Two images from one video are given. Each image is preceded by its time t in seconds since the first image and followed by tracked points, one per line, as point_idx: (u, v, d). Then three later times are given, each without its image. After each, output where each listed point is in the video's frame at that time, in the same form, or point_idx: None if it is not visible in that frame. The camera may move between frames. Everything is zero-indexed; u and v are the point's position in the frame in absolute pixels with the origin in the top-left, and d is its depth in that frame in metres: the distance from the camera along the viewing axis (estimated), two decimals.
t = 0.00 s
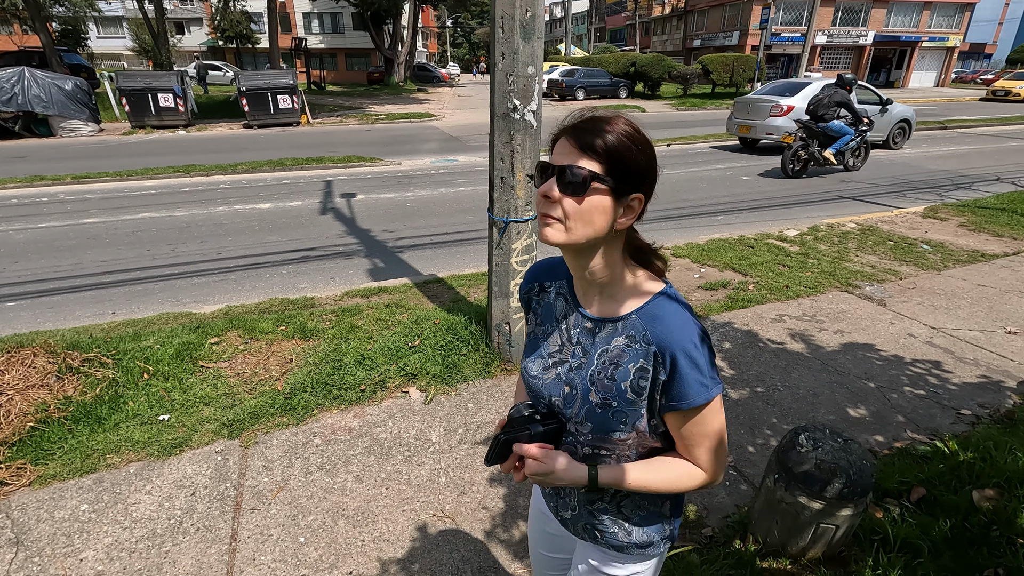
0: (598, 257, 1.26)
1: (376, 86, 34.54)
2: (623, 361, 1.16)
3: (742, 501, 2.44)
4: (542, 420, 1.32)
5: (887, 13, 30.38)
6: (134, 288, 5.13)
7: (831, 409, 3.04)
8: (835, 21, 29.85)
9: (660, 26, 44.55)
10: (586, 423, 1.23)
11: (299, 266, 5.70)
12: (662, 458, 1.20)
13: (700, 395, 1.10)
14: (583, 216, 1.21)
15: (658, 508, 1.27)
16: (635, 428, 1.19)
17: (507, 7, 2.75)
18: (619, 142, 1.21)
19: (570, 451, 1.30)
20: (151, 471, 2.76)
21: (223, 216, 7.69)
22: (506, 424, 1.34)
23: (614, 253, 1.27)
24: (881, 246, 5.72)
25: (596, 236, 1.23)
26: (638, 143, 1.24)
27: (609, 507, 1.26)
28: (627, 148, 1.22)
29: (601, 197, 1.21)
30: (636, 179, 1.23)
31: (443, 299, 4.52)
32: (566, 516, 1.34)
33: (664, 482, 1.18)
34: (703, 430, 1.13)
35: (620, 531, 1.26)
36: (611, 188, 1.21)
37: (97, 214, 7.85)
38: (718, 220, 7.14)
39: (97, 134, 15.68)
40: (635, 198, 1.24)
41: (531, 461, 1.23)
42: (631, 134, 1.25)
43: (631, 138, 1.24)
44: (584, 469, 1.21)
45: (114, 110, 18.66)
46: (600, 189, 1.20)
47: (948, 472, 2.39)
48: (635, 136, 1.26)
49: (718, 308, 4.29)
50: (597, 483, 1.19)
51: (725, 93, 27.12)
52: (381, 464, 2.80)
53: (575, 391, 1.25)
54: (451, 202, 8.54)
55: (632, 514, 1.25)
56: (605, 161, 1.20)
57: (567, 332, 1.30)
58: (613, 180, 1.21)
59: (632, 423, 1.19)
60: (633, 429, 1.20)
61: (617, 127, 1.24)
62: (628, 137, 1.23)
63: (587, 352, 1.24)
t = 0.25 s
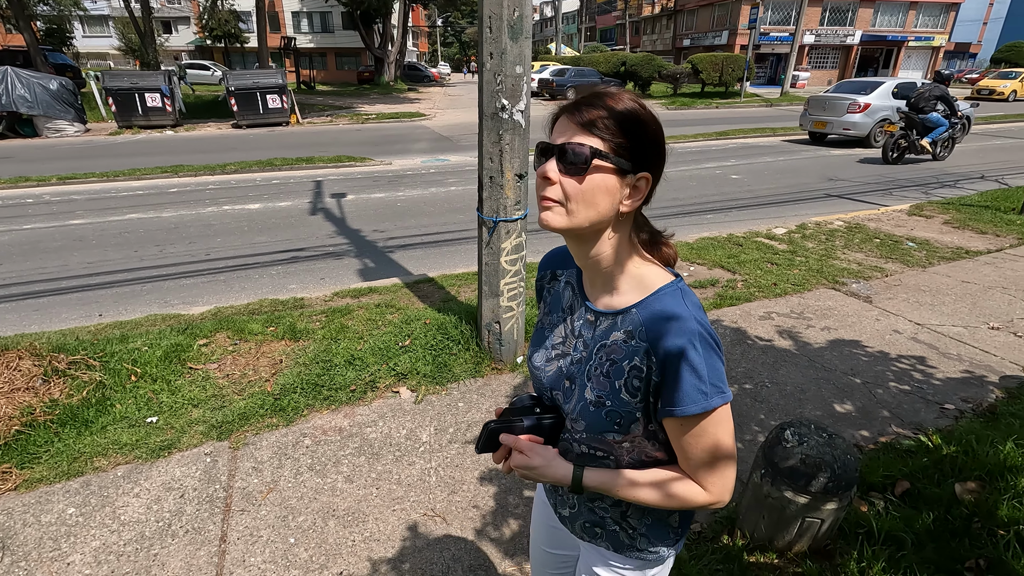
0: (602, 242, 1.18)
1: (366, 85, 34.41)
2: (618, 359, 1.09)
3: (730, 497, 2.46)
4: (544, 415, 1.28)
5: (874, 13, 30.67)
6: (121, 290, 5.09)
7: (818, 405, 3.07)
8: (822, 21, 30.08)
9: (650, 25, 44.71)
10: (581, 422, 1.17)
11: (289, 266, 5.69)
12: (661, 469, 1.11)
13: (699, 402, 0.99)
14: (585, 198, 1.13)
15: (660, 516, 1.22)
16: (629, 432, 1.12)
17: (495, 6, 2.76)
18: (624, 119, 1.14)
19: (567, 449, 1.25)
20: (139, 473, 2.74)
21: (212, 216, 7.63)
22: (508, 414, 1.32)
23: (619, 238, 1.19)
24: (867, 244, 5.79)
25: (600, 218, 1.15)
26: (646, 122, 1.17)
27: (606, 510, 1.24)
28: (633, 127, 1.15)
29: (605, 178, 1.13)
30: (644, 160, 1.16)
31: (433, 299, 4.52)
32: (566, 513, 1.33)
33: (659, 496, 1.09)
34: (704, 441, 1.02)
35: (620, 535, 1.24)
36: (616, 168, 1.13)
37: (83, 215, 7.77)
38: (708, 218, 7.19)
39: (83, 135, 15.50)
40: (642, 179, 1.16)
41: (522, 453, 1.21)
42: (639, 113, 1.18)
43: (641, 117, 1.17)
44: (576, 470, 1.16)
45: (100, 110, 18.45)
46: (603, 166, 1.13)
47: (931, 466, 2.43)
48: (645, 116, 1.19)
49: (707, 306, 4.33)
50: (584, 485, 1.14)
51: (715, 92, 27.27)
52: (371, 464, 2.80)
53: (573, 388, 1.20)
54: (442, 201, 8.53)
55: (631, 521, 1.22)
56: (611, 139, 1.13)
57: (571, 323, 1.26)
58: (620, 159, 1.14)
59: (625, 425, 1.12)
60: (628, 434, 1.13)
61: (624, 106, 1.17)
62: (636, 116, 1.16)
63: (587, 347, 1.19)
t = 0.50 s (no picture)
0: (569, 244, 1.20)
1: (357, 85, 34.26)
2: (581, 365, 1.09)
3: (718, 494, 2.49)
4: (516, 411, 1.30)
5: (861, 13, 30.94)
6: (109, 292, 5.05)
7: (804, 402, 3.11)
8: (811, 21, 30.30)
9: (641, 25, 44.88)
10: (543, 424, 1.18)
11: (279, 267, 5.67)
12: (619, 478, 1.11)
13: (652, 417, 0.98)
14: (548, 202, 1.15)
15: (621, 527, 1.21)
16: (587, 439, 1.12)
17: (481, 8, 2.77)
18: (594, 124, 1.14)
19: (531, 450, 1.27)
20: (127, 477, 2.73)
21: (202, 218, 7.59)
22: (479, 405, 1.35)
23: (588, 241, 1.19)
24: (854, 242, 5.85)
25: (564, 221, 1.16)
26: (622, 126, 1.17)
27: (566, 515, 1.25)
28: (603, 132, 1.14)
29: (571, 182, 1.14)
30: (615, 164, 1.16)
31: (424, 300, 4.53)
32: (530, 511, 1.34)
33: (613, 505, 1.09)
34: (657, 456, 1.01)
35: (578, 540, 1.25)
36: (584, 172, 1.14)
37: (70, 217, 7.69)
38: (697, 218, 7.23)
39: (70, 136, 15.33)
40: (611, 181, 1.15)
41: (480, 448, 1.23)
42: (613, 116, 1.17)
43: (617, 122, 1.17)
44: (535, 469, 1.18)
45: (87, 111, 18.28)
46: (567, 170, 1.14)
47: (914, 461, 2.46)
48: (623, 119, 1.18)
49: (695, 304, 4.36)
50: (539, 486, 1.16)
51: (705, 92, 27.41)
52: (361, 465, 2.81)
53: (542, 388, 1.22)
54: (433, 201, 8.53)
55: (591, 529, 1.23)
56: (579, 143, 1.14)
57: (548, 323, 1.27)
58: (587, 163, 1.14)
59: (584, 432, 1.12)
60: (586, 440, 1.13)
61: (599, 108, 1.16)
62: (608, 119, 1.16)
63: (556, 349, 1.19)
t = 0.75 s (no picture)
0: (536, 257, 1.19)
1: (347, 86, 34.11)
2: (540, 370, 1.08)
3: (706, 492, 2.50)
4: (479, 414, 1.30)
5: (848, 14, 31.23)
6: (94, 295, 4.99)
7: (791, 400, 3.13)
8: (799, 22, 30.54)
9: (631, 26, 45.05)
10: (501, 429, 1.17)
11: (267, 269, 5.64)
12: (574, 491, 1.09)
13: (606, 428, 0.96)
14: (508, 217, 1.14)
15: (565, 545, 1.21)
16: (541, 445, 1.11)
17: (468, 8, 2.75)
18: (555, 138, 1.12)
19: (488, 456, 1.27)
20: (112, 481, 2.70)
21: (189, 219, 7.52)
22: (444, 405, 1.35)
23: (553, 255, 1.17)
24: (841, 241, 5.90)
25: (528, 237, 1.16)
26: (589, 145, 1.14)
27: (513, 527, 1.26)
28: (567, 148, 1.12)
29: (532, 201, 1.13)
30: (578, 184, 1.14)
31: (413, 301, 4.51)
32: (484, 520, 1.36)
33: (564, 515, 1.08)
34: (610, 468, 0.99)
35: (523, 550, 1.27)
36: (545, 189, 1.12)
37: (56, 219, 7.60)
38: (686, 217, 7.27)
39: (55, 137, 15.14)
40: (572, 192, 1.13)
41: (439, 447, 1.22)
42: (576, 130, 1.15)
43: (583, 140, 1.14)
44: (490, 471, 1.17)
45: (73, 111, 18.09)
46: (525, 186, 1.12)
47: (899, 457, 2.48)
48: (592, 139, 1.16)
49: (685, 304, 4.38)
50: (489, 490, 1.16)
51: (695, 92, 27.55)
52: (350, 467, 2.79)
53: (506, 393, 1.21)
54: (424, 202, 8.51)
55: (536, 542, 1.24)
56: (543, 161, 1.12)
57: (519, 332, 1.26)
58: (546, 176, 1.12)
59: (538, 438, 1.11)
60: (540, 448, 1.12)
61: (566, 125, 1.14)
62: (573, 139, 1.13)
63: (522, 354, 1.18)
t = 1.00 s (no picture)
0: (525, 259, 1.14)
1: (336, 87, 33.94)
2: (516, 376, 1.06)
3: (696, 491, 2.50)
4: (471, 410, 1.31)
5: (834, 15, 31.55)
6: (79, 299, 4.93)
7: (781, 398, 3.15)
8: (786, 23, 30.79)
9: (620, 27, 45.26)
10: (478, 427, 1.18)
11: (256, 271, 5.59)
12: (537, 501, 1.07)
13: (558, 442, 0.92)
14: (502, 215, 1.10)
15: (533, 559, 1.21)
16: (511, 450, 1.09)
17: (455, 9, 2.75)
18: (561, 137, 1.03)
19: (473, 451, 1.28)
20: (97, 489, 2.66)
21: (176, 222, 7.44)
22: (440, 394, 1.39)
23: (539, 261, 1.11)
24: (829, 240, 5.95)
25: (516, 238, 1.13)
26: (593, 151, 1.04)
27: (486, 526, 1.30)
28: (573, 148, 1.02)
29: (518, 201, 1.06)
30: (575, 193, 1.03)
31: (403, 303, 4.49)
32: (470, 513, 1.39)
33: (526, 524, 1.05)
34: (564, 484, 0.95)
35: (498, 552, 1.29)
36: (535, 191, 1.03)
37: (40, 222, 7.50)
38: (676, 217, 7.29)
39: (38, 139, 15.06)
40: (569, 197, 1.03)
41: (422, 432, 1.25)
42: (588, 133, 1.05)
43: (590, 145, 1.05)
44: (465, 464, 1.19)
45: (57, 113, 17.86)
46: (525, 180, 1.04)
47: (887, 454, 2.51)
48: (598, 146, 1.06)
49: (675, 304, 4.39)
50: (457, 487, 1.16)
51: (684, 93, 27.71)
52: (340, 471, 2.77)
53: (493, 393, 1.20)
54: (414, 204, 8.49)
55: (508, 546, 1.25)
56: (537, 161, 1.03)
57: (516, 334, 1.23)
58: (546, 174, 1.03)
59: (510, 442, 1.09)
60: (506, 452, 1.10)
61: (573, 128, 1.05)
62: (578, 142, 1.03)
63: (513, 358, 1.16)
